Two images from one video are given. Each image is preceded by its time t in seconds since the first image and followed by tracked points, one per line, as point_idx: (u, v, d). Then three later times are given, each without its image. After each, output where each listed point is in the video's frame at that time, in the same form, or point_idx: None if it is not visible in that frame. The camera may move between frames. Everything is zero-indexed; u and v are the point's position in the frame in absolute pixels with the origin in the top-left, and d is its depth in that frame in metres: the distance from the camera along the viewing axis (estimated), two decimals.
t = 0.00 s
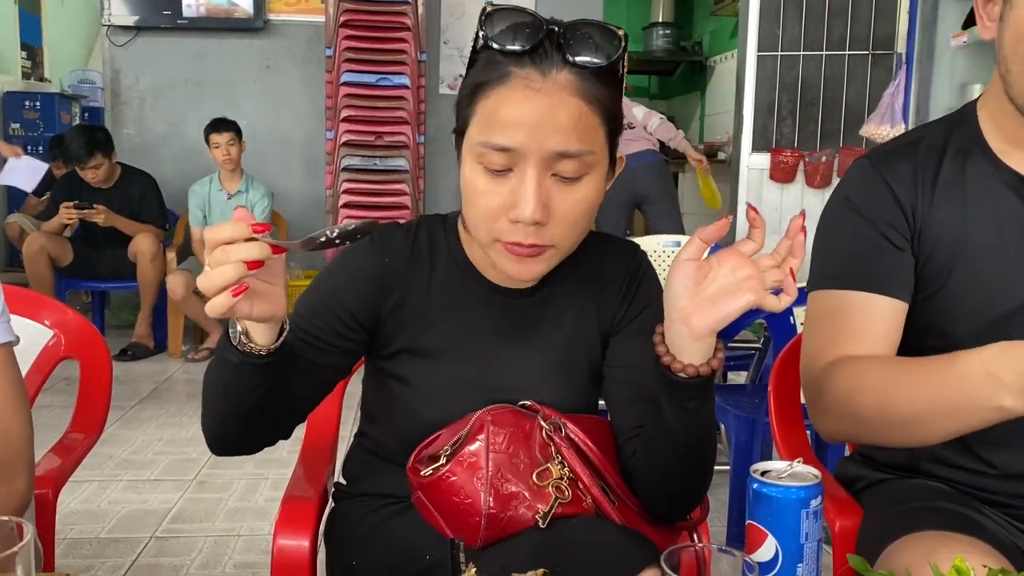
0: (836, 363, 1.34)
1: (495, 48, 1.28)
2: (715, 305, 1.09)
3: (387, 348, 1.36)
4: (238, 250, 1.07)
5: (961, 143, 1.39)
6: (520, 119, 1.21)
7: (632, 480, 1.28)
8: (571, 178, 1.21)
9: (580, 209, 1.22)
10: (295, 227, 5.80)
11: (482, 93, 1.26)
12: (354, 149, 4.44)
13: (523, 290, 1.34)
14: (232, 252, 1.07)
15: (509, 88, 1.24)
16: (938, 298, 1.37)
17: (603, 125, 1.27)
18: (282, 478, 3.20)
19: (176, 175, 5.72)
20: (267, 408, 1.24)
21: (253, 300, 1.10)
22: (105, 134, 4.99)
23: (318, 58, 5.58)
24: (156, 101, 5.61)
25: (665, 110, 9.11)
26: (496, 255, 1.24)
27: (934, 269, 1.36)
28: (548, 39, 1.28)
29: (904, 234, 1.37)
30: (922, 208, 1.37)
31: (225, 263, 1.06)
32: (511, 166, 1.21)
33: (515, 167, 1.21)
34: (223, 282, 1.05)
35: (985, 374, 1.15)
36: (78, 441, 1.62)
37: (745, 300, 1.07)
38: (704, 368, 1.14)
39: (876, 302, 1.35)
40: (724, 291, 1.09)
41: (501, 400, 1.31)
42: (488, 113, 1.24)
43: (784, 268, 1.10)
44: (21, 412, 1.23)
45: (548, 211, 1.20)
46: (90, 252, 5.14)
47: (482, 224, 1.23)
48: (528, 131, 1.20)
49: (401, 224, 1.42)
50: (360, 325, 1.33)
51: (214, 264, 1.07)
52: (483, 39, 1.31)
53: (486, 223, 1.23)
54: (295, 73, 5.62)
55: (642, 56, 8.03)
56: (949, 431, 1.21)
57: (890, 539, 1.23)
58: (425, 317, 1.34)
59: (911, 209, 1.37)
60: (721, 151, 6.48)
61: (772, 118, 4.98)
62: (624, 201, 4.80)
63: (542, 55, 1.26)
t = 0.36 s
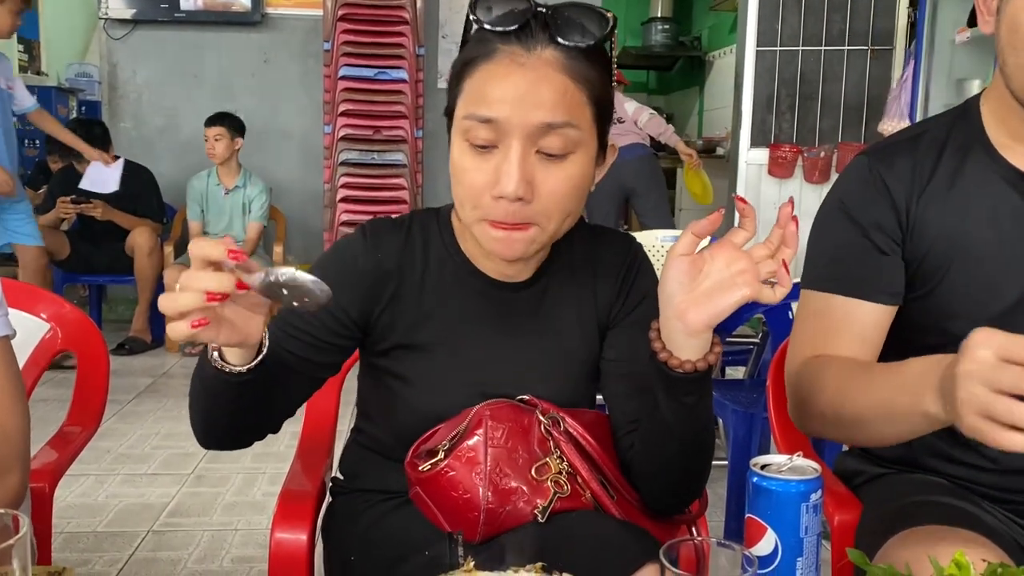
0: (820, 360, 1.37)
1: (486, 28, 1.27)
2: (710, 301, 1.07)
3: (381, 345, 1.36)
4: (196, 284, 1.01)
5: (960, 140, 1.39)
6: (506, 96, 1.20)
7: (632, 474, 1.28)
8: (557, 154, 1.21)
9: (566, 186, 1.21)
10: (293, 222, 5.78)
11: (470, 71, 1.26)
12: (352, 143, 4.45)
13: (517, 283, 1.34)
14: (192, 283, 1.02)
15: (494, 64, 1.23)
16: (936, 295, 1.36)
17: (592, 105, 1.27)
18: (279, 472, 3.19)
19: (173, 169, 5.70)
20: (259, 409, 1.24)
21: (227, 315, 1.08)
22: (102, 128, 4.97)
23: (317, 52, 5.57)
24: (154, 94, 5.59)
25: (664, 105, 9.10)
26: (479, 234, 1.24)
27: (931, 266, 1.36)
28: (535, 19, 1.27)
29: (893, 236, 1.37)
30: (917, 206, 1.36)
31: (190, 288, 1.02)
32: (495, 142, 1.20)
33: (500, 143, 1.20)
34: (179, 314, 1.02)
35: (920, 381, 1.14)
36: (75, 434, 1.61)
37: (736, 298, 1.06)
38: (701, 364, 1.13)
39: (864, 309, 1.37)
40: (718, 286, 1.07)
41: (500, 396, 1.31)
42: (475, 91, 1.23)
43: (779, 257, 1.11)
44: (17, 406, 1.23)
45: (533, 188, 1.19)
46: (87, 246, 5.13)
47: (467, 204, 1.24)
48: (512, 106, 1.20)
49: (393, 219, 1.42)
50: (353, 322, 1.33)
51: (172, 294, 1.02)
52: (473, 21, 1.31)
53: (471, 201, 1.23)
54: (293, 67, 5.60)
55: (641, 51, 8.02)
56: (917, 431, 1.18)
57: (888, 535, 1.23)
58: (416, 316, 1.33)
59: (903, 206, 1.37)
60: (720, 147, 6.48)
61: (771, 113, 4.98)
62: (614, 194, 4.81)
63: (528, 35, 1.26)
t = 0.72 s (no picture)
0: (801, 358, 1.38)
1: (479, 32, 1.26)
2: (716, 301, 1.08)
3: (376, 344, 1.36)
4: (207, 289, 1.02)
5: (951, 137, 1.39)
6: (492, 100, 1.20)
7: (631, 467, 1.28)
8: (544, 161, 1.21)
9: (550, 196, 1.21)
10: (290, 214, 5.78)
11: (461, 71, 1.25)
12: (349, 135, 4.45)
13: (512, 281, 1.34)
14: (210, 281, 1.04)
15: (482, 69, 1.23)
16: (929, 291, 1.37)
17: (582, 114, 1.26)
18: (277, 464, 3.20)
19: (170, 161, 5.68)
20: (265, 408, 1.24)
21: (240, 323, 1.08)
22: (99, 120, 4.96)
23: (313, 45, 5.55)
24: (150, 86, 5.58)
25: (662, 98, 9.09)
26: (467, 239, 1.24)
27: (919, 266, 1.37)
28: (527, 23, 1.25)
29: (881, 235, 1.38)
30: (905, 205, 1.37)
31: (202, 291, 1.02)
32: (481, 148, 1.20)
33: (485, 148, 1.20)
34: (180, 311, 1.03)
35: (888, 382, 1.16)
36: (72, 426, 1.61)
37: (749, 293, 1.05)
38: (706, 364, 1.13)
39: (847, 309, 1.39)
40: (724, 286, 1.07)
41: (496, 390, 1.31)
42: (465, 94, 1.23)
43: (784, 255, 1.10)
44: (14, 398, 1.23)
45: (516, 197, 1.19)
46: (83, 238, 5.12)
47: (454, 208, 1.24)
48: (498, 112, 1.19)
49: (388, 218, 1.41)
50: (348, 321, 1.33)
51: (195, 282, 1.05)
52: (466, 24, 1.30)
53: (456, 204, 1.23)
54: (290, 60, 5.59)
55: (639, 44, 8.00)
56: (889, 430, 1.20)
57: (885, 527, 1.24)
58: (410, 315, 1.34)
59: (893, 209, 1.37)
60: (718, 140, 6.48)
61: (769, 106, 4.98)
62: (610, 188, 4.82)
63: (518, 39, 1.24)
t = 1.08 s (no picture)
0: (802, 358, 1.36)
1: (467, 27, 1.25)
2: (668, 344, 1.07)
3: (368, 335, 1.35)
4: (194, 484, 0.96)
5: (948, 131, 1.38)
6: (481, 100, 1.19)
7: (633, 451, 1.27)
8: (535, 161, 1.20)
9: (543, 194, 1.21)
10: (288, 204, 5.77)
11: (450, 67, 1.25)
12: (348, 126, 4.45)
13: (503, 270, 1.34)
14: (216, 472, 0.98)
15: (472, 66, 1.22)
16: (928, 289, 1.38)
17: (572, 111, 1.25)
18: (276, 454, 3.20)
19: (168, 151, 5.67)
20: (248, 386, 1.28)
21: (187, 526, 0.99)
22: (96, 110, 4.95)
23: (311, 35, 5.54)
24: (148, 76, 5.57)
25: (661, 88, 9.06)
26: (456, 235, 1.25)
27: (919, 262, 1.37)
28: (517, 18, 1.25)
29: (880, 231, 1.37)
30: (904, 201, 1.37)
31: (191, 479, 0.97)
32: (472, 147, 1.20)
33: (477, 147, 1.19)
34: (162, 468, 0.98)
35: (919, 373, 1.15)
36: (70, 415, 1.62)
37: (701, 326, 1.04)
38: (685, 393, 1.17)
39: (850, 304, 1.38)
40: (670, 329, 1.07)
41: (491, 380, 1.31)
42: (452, 92, 1.22)
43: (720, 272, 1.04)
44: (13, 385, 1.23)
45: (507, 197, 1.20)
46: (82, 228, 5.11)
47: (444, 206, 1.24)
48: (487, 113, 1.18)
49: (374, 209, 1.41)
50: (334, 313, 1.34)
51: (210, 462, 0.99)
52: (457, 18, 1.29)
53: (448, 204, 1.23)
54: (287, 50, 5.57)
55: (639, 34, 7.96)
56: (921, 424, 1.18)
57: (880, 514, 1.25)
58: (403, 307, 1.33)
59: (892, 201, 1.37)
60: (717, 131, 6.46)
61: (768, 96, 4.96)
62: (609, 178, 4.81)
63: (508, 35, 1.24)
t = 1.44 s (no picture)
0: (817, 314, 1.32)
1: (500, 10, 1.24)
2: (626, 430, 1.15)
3: (376, 318, 1.35)
4: (198, 541, 0.90)
5: (989, 98, 1.34)
6: (522, 87, 1.17)
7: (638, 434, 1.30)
8: (569, 152, 1.20)
9: (574, 184, 1.21)
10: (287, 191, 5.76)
11: (483, 55, 1.22)
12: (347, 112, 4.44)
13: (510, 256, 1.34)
14: (220, 528, 0.92)
15: (511, 53, 1.20)
16: (951, 260, 1.35)
17: (606, 99, 1.24)
18: (275, 439, 3.21)
19: (167, 138, 5.65)
20: (253, 369, 1.28)
21: None
22: (94, 96, 4.93)
23: (310, 21, 5.51)
24: (146, 63, 5.55)
25: (661, 76, 9.02)
26: (484, 228, 1.25)
27: (944, 232, 1.34)
28: (554, 5, 1.23)
29: (911, 198, 1.34)
30: (939, 168, 1.33)
31: (193, 533, 0.90)
32: (507, 136, 1.18)
33: (512, 136, 1.18)
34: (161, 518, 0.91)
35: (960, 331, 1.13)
36: (71, 398, 1.62)
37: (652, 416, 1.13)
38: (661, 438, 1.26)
39: (872, 268, 1.33)
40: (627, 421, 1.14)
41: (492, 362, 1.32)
42: (487, 77, 1.20)
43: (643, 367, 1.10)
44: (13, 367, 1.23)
45: (541, 186, 1.19)
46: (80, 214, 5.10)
47: (474, 196, 1.23)
48: (529, 101, 1.17)
49: (380, 190, 1.40)
50: (340, 294, 1.34)
51: (215, 511, 0.94)
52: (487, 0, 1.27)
53: (478, 193, 1.22)
54: (286, 35, 5.54)
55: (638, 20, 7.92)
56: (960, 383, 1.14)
57: (877, 494, 1.26)
58: (412, 289, 1.33)
59: (926, 169, 1.34)
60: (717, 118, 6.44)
61: (768, 83, 4.95)
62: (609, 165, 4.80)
63: (548, 21, 1.22)
